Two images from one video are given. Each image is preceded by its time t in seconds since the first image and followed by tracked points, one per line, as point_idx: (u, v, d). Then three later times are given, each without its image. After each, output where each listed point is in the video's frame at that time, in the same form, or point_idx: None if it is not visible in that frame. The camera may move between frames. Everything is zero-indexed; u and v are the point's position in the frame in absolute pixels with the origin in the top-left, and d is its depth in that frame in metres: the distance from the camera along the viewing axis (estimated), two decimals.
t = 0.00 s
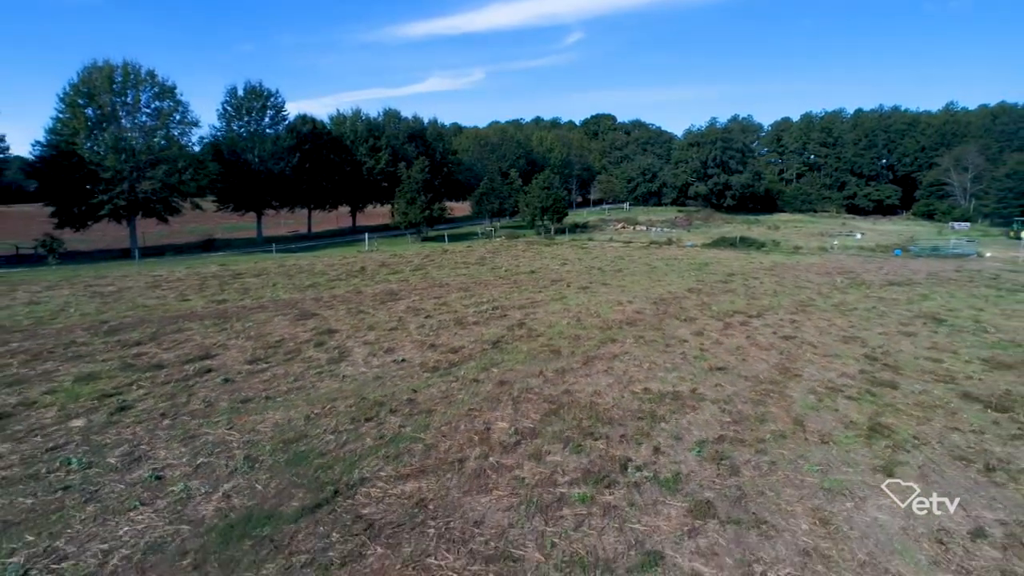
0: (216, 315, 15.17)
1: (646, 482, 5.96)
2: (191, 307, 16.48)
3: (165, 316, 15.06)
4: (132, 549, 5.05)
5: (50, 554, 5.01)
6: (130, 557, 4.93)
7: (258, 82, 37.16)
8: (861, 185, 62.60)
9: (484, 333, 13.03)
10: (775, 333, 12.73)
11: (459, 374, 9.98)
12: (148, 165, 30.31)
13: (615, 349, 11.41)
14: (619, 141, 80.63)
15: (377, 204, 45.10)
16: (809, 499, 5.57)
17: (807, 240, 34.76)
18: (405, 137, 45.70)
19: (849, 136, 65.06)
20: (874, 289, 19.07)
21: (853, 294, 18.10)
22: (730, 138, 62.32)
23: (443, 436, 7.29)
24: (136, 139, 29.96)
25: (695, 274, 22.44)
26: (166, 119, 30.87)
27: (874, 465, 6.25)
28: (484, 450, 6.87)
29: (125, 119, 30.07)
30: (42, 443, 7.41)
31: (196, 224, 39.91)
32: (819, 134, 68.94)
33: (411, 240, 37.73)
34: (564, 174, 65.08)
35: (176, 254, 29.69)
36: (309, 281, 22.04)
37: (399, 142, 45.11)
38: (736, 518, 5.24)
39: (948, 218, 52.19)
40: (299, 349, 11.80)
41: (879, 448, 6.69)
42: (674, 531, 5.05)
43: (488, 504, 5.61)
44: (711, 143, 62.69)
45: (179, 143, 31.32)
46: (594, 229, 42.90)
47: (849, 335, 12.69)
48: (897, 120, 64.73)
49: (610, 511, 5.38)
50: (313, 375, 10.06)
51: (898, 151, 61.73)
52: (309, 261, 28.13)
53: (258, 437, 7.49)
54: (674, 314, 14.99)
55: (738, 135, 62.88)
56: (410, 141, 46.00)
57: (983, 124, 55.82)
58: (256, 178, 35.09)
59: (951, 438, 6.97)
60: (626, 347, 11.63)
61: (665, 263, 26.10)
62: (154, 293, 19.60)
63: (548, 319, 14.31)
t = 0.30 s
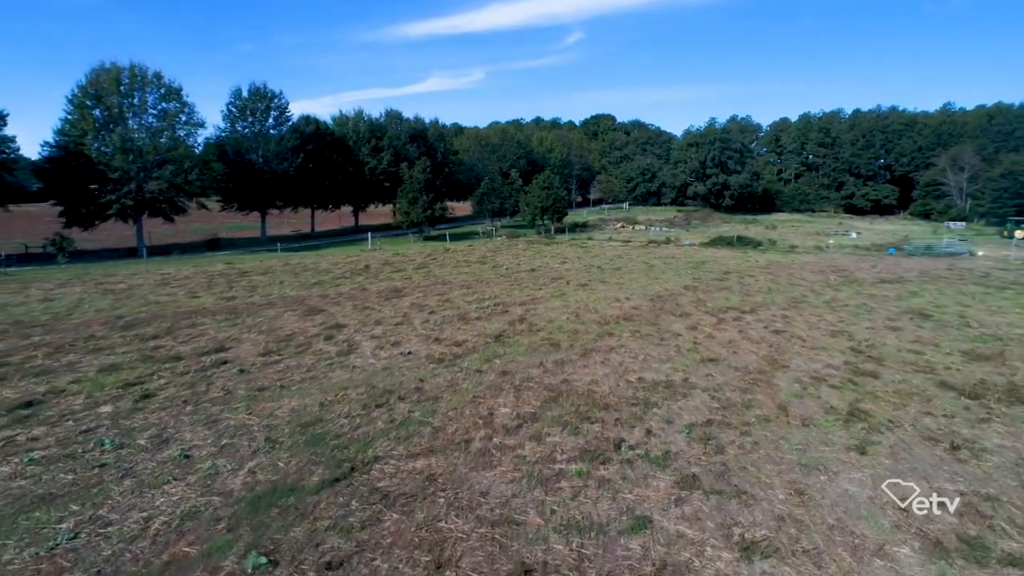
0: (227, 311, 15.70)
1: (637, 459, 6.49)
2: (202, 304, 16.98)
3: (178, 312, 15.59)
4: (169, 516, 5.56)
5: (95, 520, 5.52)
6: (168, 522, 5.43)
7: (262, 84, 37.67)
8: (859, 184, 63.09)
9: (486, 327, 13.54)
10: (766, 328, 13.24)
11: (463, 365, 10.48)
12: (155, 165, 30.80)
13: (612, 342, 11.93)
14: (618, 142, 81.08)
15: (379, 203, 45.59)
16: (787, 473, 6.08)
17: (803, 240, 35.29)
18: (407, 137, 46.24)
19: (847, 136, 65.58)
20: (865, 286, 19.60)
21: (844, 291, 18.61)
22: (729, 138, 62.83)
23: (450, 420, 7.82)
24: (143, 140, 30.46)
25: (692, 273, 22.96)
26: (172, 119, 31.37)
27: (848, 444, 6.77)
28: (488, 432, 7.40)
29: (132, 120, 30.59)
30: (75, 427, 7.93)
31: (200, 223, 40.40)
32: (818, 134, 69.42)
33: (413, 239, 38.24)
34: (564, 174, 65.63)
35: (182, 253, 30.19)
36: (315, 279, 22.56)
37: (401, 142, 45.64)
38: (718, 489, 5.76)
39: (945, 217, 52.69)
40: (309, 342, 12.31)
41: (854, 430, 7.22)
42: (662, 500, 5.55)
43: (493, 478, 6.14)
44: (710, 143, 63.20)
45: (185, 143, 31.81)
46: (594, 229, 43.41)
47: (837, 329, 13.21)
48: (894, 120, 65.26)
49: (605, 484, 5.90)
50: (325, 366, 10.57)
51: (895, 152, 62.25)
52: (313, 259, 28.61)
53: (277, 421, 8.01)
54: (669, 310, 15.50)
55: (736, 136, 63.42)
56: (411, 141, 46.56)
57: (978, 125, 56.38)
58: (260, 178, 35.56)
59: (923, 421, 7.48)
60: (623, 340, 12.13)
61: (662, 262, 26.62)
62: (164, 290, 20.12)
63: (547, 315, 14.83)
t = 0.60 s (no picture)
0: (237, 307, 16.21)
1: (631, 439, 7.01)
2: (212, 300, 17.51)
3: (190, 307, 16.12)
4: (202, 487, 6.09)
5: (135, 491, 6.05)
6: (201, 493, 5.96)
7: (266, 85, 38.19)
8: (857, 184, 63.60)
9: (488, 322, 14.07)
10: (758, 322, 13.75)
11: (467, 357, 11.02)
12: (162, 166, 31.31)
13: (610, 336, 12.43)
14: (618, 142, 81.59)
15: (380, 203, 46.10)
16: (768, 450, 6.61)
17: (799, 239, 35.82)
18: (408, 138, 46.81)
19: (845, 136, 66.08)
20: (857, 283, 20.13)
21: (836, 289, 19.13)
22: (727, 138, 63.41)
23: (455, 405, 8.35)
24: (150, 140, 30.98)
25: (689, 271, 23.51)
26: (179, 121, 31.89)
27: (826, 426, 7.29)
28: (491, 415, 7.94)
29: (139, 120, 31.09)
30: (104, 412, 8.46)
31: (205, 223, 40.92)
32: (815, 134, 69.96)
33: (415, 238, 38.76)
34: (564, 175, 66.13)
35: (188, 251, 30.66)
36: (320, 277, 23.09)
37: (402, 143, 46.17)
38: (704, 465, 6.28)
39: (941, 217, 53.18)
40: (318, 336, 12.81)
41: (833, 413, 7.74)
42: (652, 474, 6.08)
43: (497, 455, 6.68)
44: (709, 144, 63.74)
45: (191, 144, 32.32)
46: (593, 228, 43.93)
47: (826, 323, 13.72)
48: (891, 121, 65.78)
49: (599, 459, 6.44)
50: (335, 358, 11.09)
51: (892, 152, 62.79)
52: (317, 258, 29.06)
53: (293, 406, 8.54)
54: (665, 305, 16.03)
55: (734, 137, 64.02)
56: (413, 142, 47.09)
57: (975, 126, 56.91)
58: (264, 179, 36.04)
59: (898, 406, 8.00)
60: (620, 334, 12.64)
61: (660, 260, 27.16)
62: (174, 287, 20.65)
63: (547, 311, 15.35)
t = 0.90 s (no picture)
0: (247, 303, 16.76)
1: (625, 421, 7.55)
2: (222, 297, 18.04)
3: (201, 304, 16.66)
4: (230, 463, 6.63)
5: (169, 466, 6.60)
6: (230, 468, 6.50)
7: (270, 87, 38.69)
8: (854, 184, 64.11)
9: (490, 317, 14.62)
10: (750, 317, 14.29)
11: (470, 348, 11.57)
12: (168, 166, 31.82)
13: (607, 330, 12.96)
14: (617, 142, 82.13)
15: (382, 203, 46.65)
16: (751, 431, 7.15)
17: (796, 238, 36.35)
18: (410, 138, 47.36)
19: (843, 136, 66.61)
20: (849, 281, 20.68)
21: (828, 286, 19.68)
22: (726, 139, 63.99)
23: (460, 392, 8.90)
24: (156, 141, 31.50)
25: (685, 269, 24.06)
26: (185, 122, 32.39)
27: (806, 410, 7.83)
28: (495, 401, 8.48)
29: (146, 121, 31.62)
30: (130, 399, 9.01)
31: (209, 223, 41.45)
32: (814, 134, 70.43)
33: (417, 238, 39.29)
34: (564, 175, 66.67)
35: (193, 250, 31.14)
36: (325, 274, 23.65)
37: (404, 143, 46.70)
38: (691, 443, 6.82)
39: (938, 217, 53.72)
40: (327, 330, 13.34)
41: (814, 399, 8.29)
42: (643, 451, 6.61)
43: (501, 435, 7.22)
44: (707, 144, 64.29)
45: (196, 145, 32.83)
46: (593, 228, 44.45)
47: (816, 318, 14.25)
48: (889, 122, 66.35)
49: (595, 439, 6.97)
50: (345, 350, 11.63)
51: (890, 153, 63.34)
52: (321, 257, 29.58)
53: (308, 393, 9.08)
54: (662, 302, 16.57)
55: (733, 138, 64.73)
56: (414, 142, 47.63)
57: (971, 126, 57.46)
58: (268, 179, 36.52)
59: (876, 392, 8.53)
60: (617, 328, 13.18)
61: (658, 259, 27.68)
62: (184, 285, 21.20)
63: (547, 306, 15.90)
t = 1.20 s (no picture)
0: (256, 299, 17.29)
1: (619, 405, 8.10)
2: (231, 293, 18.59)
3: (212, 300, 17.21)
4: (254, 442, 7.18)
5: (198, 445, 7.15)
6: (254, 446, 7.05)
7: (275, 88, 39.22)
8: (852, 184, 64.64)
9: (493, 312, 15.15)
10: (743, 312, 14.83)
11: (474, 341, 12.10)
12: (174, 166, 32.34)
13: (604, 324, 13.51)
14: (616, 142, 82.67)
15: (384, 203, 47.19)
16: (737, 414, 7.69)
17: (793, 237, 36.91)
18: (412, 139, 47.92)
19: (841, 137, 67.15)
20: (841, 278, 21.23)
21: (821, 283, 20.22)
22: (724, 140, 64.60)
23: (465, 380, 9.45)
24: (163, 142, 32.05)
25: (682, 267, 24.60)
26: (191, 123, 32.93)
27: (790, 396, 8.37)
28: (498, 388, 9.04)
29: (152, 122, 32.20)
30: (154, 387, 9.56)
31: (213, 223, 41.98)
32: (812, 134, 70.92)
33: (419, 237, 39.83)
34: (564, 175, 67.07)
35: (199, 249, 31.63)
36: (330, 272, 24.18)
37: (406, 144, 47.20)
38: (680, 424, 7.37)
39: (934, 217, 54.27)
40: (336, 325, 13.88)
41: (798, 386, 8.83)
42: (636, 431, 7.15)
43: (504, 418, 7.77)
44: (706, 144, 64.88)
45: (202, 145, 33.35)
46: (592, 227, 44.99)
47: (806, 313, 14.79)
48: (887, 122, 66.95)
49: (592, 420, 7.53)
50: (354, 343, 12.16)
51: (887, 153, 63.93)
52: (325, 255, 30.10)
53: (322, 382, 9.63)
54: (659, 298, 17.11)
55: (732, 138, 65.43)
56: (416, 143, 48.20)
57: (967, 127, 58.06)
58: (272, 180, 37.02)
59: (857, 380, 9.07)
60: (614, 322, 13.72)
61: (656, 258, 28.23)
62: (193, 282, 21.76)
63: (547, 302, 16.43)
